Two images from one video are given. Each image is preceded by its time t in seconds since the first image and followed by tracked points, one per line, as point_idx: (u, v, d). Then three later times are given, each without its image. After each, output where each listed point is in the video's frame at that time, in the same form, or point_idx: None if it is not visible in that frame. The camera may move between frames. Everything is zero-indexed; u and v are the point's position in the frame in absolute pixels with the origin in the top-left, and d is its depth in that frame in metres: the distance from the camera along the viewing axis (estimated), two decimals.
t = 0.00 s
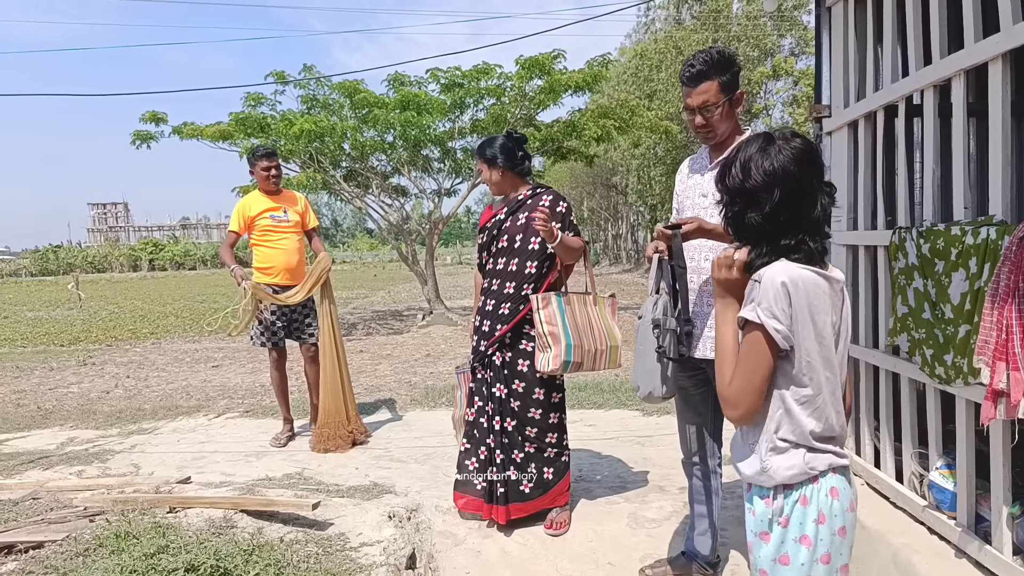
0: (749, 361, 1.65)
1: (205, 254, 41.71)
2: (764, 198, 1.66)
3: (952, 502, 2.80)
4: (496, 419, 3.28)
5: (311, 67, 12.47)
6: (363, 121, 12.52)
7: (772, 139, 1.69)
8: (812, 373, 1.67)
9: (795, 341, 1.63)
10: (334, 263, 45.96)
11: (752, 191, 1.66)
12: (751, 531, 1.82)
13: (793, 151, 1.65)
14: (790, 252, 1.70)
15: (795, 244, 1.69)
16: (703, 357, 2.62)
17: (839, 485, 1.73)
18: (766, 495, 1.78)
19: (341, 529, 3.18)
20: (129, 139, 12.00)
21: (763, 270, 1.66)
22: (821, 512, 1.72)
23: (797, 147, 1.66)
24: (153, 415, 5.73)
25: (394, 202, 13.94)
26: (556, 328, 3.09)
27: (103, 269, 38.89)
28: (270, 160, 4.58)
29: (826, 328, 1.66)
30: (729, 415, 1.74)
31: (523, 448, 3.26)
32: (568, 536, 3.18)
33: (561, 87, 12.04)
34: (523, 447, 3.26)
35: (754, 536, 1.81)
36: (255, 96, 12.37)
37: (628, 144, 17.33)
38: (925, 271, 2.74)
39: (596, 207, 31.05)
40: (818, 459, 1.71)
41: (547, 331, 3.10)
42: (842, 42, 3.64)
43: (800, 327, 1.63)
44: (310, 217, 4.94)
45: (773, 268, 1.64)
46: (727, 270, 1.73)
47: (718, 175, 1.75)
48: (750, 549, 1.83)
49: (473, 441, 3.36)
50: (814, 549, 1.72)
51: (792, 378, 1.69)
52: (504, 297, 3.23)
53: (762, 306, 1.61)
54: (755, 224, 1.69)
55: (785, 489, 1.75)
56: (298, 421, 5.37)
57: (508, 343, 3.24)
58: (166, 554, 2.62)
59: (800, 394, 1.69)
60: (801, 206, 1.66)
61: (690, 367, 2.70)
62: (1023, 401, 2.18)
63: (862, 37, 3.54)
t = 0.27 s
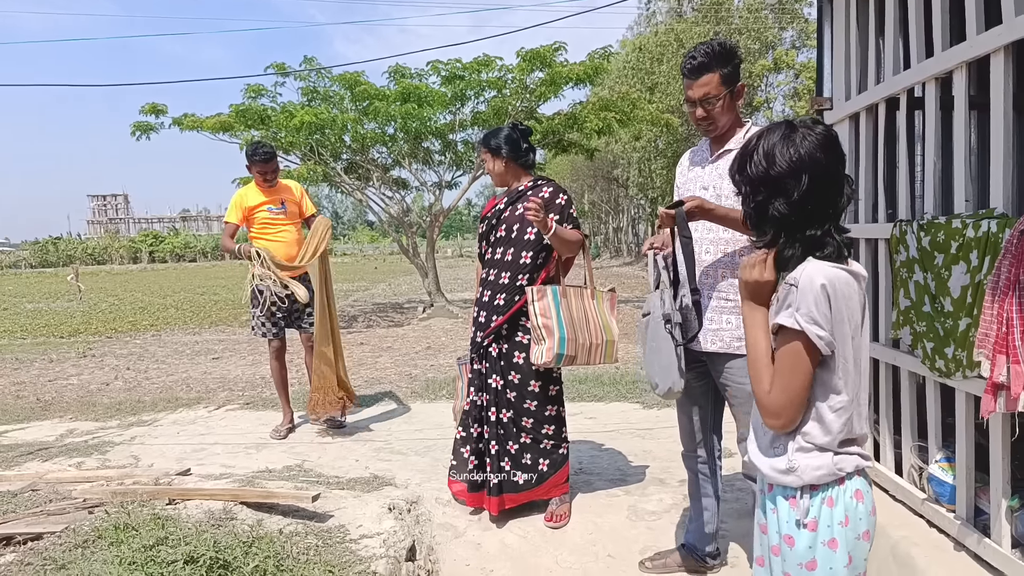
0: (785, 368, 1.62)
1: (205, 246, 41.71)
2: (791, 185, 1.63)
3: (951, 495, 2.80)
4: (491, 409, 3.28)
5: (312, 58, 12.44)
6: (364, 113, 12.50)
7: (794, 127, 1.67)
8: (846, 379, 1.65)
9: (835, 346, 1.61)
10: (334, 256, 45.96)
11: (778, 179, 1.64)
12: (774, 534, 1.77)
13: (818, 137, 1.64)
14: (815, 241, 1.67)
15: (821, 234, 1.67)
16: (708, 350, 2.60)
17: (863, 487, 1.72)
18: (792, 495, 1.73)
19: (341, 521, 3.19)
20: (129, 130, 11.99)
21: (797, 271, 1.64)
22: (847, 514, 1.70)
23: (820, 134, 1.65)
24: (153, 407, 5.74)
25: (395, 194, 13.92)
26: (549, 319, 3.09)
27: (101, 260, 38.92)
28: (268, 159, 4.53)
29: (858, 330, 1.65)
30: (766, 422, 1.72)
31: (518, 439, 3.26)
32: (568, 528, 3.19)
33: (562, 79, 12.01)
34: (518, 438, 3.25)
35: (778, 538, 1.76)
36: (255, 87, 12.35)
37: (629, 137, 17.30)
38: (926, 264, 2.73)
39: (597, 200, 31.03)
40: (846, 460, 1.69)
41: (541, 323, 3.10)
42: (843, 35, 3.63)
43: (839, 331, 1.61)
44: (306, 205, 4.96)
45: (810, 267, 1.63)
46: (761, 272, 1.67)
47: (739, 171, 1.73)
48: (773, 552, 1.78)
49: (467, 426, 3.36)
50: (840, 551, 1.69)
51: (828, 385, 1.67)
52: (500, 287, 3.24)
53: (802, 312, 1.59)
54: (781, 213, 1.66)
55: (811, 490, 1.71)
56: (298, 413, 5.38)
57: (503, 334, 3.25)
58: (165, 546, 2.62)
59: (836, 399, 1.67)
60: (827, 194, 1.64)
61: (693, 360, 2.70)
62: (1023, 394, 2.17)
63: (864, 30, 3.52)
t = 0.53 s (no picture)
0: (795, 369, 1.63)
1: (196, 240, 41.52)
2: (803, 172, 1.64)
3: (934, 485, 2.83)
4: (477, 403, 3.28)
5: (303, 51, 12.38)
6: (356, 105, 12.45)
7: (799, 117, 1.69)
8: (851, 378, 1.68)
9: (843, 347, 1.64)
10: (327, 250, 45.82)
11: (790, 166, 1.64)
12: (770, 525, 1.78)
13: (827, 126, 1.66)
14: (823, 230, 1.69)
15: (829, 222, 1.69)
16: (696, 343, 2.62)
17: (856, 481, 1.74)
18: (788, 487, 1.75)
19: (333, 516, 3.20)
20: (116, 120, 11.90)
21: (811, 272, 1.67)
22: (841, 506, 1.71)
23: (826, 122, 1.67)
24: (142, 403, 5.73)
25: (388, 188, 13.89)
26: (540, 314, 3.10)
27: (91, 254, 38.70)
28: (258, 157, 4.49)
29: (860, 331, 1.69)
30: (770, 422, 1.70)
31: (508, 432, 3.30)
32: (560, 521, 3.21)
33: (556, 73, 11.99)
34: (507, 430, 3.30)
35: (773, 529, 1.78)
36: (245, 80, 12.27)
37: (623, 130, 17.28)
38: (912, 258, 2.76)
39: (590, 194, 31.02)
40: (841, 454, 1.71)
41: (532, 317, 3.11)
42: (833, 29, 3.63)
43: (847, 330, 1.65)
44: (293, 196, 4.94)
45: (823, 268, 1.66)
46: (760, 271, 1.67)
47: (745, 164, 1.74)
48: (767, 544, 1.79)
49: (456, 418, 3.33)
50: (834, 543, 1.71)
51: (832, 385, 1.69)
52: (492, 281, 3.24)
53: (814, 312, 1.61)
54: (793, 201, 1.67)
55: (807, 482, 1.73)
56: (291, 408, 5.38)
57: (495, 328, 3.25)
58: (155, 543, 2.63)
59: (839, 400, 1.69)
60: (838, 182, 1.66)
61: (684, 354, 2.72)
62: (1003, 385, 2.21)
63: (853, 24, 3.54)
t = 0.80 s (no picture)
0: (789, 364, 1.63)
1: (188, 231, 41.31)
2: (808, 165, 1.65)
3: (923, 485, 2.85)
4: (468, 398, 3.28)
5: (298, 42, 12.31)
6: (350, 98, 12.40)
7: (796, 115, 1.71)
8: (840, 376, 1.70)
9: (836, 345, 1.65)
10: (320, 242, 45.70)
11: (795, 159, 1.65)
12: (756, 517, 1.80)
13: (825, 121, 1.69)
14: (823, 224, 1.71)
15: (830, 215, 1.71)
16: (691, 341, 2.62)
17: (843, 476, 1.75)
18: (775, 481, 1.76)
19: (321, 510, 3.19)
20: (109, 109, 11.81)
21: (807, 270, 1.69)
22: (827, 500, 1.73)
23: (823, 121, 1.69)
24: (132, 394, 5.70)
25: (381, 181, 13.85)
26: (536, 309, 3.10)
27: (82, 244, 38.48)
28: (253, 148, 4.52)
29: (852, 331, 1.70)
30: (762, 417, 1.70)
31: (499, 426, 3.29)
32: (549, 517, 3.20)
33: (551, 69, 11.96)
34: (499, 425, 3.29)
35: (759, 521, 1.79)
36: (239, 71, 12.20)
37: (617, 127, 17.27)
38: (905, 259, 2.77)
39: (584, 190, 31.02)
40: (829, 449, 1.72)
41: (528, 312, 3.10)
42: (827, 29, 3.64)
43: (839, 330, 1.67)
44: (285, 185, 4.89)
45: (818, 267, 1.68)
46: (758, 264, 1.67)
47: (746, 160, 1.73)
48: (754, 536, 1.81)
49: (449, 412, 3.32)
50: (818, 536, 1.72)
51: (823, 383, 1.70)
52: (487, 277, 3.23)
53: (812, 310, 1.63)
54: (798, 194, 1.67)
55: (794, 476, 1.75)
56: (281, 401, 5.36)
57: (490, 323, 3.25)
58: (142, 535, 2.61)
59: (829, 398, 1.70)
60: (839, 175, 1.68)
61: (674, 352, 2.71)
62: (993, 387, 2.21)
63: (847, 25, 3.54)
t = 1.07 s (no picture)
0: (769, 361, 1.67)
1: (184, 235, 41.24)
2: (805, 164, 1.67)
3: (921, 489, 2.85)
4: (470, 403, 3.26)
5: (294, 47, 12.31)
6: (346, 103, 12.40)
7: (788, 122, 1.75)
8: (822, 372, 1.71)
9: (815, 343, 1.67)
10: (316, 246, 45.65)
11: (791, 158, 1.67)
12: (741, 507, 1.86)
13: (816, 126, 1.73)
14: (820, 221, 1.71)
15: (825, 213, 1.72)
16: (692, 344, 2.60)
17: (827, 471, 1.78)
18: (759, 474, 1.81)
19: (318, 516, 3.17)
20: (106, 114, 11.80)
21: (786, 272, 1.70)
22: (809, 494, 1.76)
23: (813, 127, 1.73)
24: (128, 399, 5.68)
25: (377, 185, 13.84)
26: (542, 311, 3.10)
27: (78, 248, 38.41)
28: (257, 155, 4.45)
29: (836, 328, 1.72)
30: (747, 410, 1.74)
31: (499, 432, 3.28)
32: (546, 521, 3.20)
33: (546, 72, 11.98)
34: (498, 431, 3.28)
35: (743, 511, 1.85)
36: (235, 75, 12.19)
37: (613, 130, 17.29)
38: (902, 261, 2.78)
39: (580, 193, 31.06)
40: (812, 446, 1.75)
41: (534, 315, 3.10)
42: (820, 33, 3.64)
43: (820, 327, 1.67)
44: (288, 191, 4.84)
45: (797, 269, 1.69)
46: (742, 267, 1.73)
47: (742, 163, 1.74)
48: (737, 524, 1.86)
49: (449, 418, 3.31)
50: (799, 529, 1.76)
51: (806, 377, 1.72)
52: (487, 281, 3.22)
53: (787, 308, 1.64)
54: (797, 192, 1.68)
55: (778, 471, 1.79)
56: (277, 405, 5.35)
57: (493, 328, 3.24)
58: (138, 541, 2.59)
59: (811, 393, 1.73)
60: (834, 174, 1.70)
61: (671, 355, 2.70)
62: (991, 390, 2.21)
63: (841, 28, 3.55)
